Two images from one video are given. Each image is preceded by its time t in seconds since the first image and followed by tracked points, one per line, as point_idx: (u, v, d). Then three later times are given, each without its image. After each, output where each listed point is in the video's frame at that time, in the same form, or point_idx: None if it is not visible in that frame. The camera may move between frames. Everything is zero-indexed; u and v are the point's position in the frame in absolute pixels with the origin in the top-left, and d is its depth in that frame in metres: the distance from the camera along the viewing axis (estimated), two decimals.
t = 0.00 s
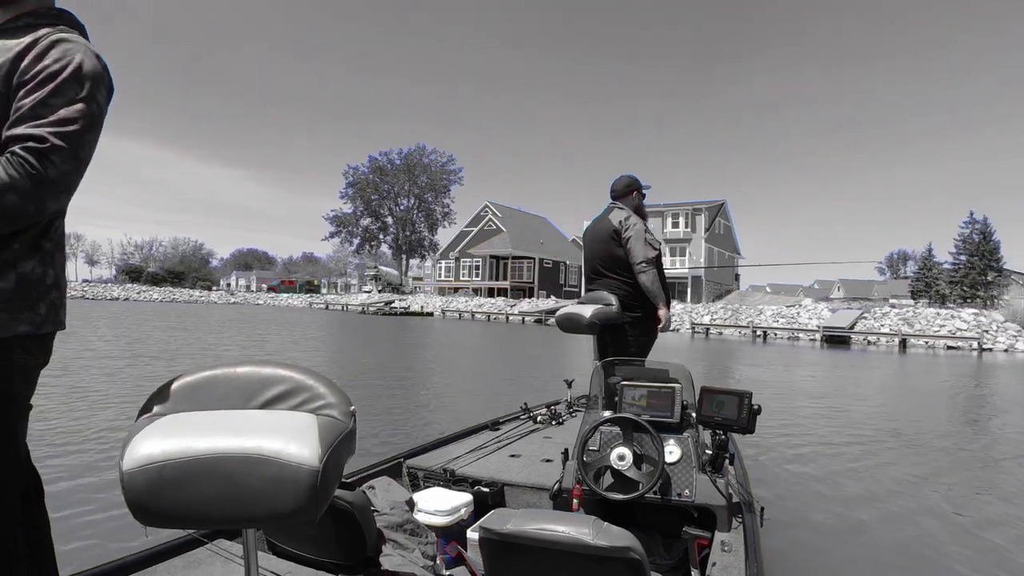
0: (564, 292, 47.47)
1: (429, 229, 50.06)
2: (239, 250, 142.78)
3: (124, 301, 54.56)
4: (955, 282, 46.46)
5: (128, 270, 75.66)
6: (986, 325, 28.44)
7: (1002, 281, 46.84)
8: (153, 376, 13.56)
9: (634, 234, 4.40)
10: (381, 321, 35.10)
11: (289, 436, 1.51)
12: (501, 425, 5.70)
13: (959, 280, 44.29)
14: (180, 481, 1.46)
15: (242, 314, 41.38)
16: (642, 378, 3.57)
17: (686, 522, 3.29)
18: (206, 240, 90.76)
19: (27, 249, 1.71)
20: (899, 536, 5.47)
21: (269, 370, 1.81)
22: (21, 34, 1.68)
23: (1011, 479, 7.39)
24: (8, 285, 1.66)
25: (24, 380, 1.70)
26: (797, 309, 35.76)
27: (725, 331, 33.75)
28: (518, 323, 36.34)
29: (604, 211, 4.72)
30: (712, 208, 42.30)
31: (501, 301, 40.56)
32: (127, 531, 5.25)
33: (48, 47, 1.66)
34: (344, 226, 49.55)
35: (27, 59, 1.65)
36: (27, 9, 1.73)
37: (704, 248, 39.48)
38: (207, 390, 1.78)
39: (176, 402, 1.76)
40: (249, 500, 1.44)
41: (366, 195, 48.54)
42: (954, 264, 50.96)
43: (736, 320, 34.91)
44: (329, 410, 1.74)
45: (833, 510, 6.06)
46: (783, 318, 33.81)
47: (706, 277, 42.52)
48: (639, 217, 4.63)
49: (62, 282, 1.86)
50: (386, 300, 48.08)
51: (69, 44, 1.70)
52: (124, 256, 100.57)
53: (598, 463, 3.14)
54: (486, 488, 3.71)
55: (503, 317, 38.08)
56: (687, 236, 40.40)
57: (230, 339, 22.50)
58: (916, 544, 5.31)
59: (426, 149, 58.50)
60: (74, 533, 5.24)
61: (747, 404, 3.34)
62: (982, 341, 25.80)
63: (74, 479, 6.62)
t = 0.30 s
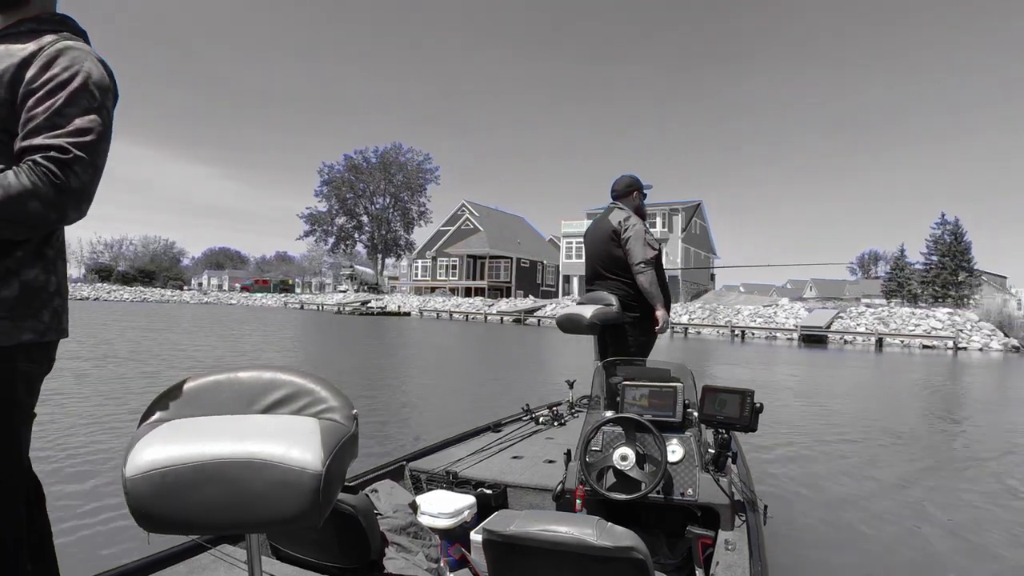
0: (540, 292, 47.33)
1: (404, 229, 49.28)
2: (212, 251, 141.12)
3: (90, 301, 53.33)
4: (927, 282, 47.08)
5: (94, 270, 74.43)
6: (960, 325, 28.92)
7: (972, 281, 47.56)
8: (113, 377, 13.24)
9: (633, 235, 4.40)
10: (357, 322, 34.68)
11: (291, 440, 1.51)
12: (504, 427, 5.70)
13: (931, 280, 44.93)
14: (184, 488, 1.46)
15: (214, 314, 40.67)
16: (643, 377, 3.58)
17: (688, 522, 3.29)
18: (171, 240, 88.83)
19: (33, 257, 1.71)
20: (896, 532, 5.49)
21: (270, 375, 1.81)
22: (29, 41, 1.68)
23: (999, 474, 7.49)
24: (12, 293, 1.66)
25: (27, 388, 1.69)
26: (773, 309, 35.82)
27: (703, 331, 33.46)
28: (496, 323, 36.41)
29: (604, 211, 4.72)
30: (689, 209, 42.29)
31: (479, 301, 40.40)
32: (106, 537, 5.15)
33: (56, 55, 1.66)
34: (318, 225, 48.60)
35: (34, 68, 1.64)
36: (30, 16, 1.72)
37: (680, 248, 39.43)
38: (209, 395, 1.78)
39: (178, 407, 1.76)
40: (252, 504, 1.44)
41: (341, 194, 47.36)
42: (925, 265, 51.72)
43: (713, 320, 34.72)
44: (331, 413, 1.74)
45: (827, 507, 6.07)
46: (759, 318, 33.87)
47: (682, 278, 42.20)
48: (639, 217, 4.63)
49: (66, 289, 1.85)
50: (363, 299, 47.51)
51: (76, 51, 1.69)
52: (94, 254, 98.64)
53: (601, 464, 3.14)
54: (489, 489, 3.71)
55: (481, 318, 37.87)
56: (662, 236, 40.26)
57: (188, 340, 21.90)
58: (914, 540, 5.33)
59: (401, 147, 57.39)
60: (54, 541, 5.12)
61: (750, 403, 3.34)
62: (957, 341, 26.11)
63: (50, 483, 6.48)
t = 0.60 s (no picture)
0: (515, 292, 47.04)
1: (377, 227, 48.72)
2: (181, 246, 139.26)
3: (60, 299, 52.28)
4: (896, 283, 47.71)
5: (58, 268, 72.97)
6: (932, 325, 29.36)
7: (940, 281, 48.19)
8: (68, 376, 12.89)
9: (632, 236, 4.40)
10: (330, 322, 34.17)
11: (291, 439, 1.51)
12: (503, 426, 5.70)
13: (901, 280, 45.64)
14: (185, 484, 1.46)
15: (184, 314, 39.84)
16: (643, 377, 3.58)
17: (687, 522, 3.29)
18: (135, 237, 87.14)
19: (30, 252, 1.70)
20: (888, 529, 5.50)
21: (270, 373, 1.81)
22: (23, 34, 1.67)
23: (983, 470, 7.58)
24: (11, 288, 1.66)
25: (26, 384, 1.69)
26: (748, 309, 35.76)
27: (678, 331, 33.37)
28: (471, 322, 36.26)
29: (602, 212, 4.72)
30: (663, 209, 42.33)
31: (454, 300, 40.16)
32: (80, 538, 5.04)
33: (51, 49, 1.66)
34: (290, 223, 47.73)
35: (28, 61, 1.64)
36: (19, 10, 1.71)
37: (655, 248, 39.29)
38: (209, 392, 1.78)
39: (178, 405, 1.76)
40: (252, 502, 1.44)
41: (312, 192, 46.60)
42: (893, 266, 52.48)
43: (689, 319, 34.62)
44: (330, 411, 1.74)
45: (816, 504, 6.09)
46: (734, 317, 33.81)
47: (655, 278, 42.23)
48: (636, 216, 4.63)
49: (60, 284, 1.86)
50: (337, 299, 46.88)
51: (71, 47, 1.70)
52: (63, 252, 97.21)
53: (600, 463, 3.14)
54: (488, 489, 3.70)
55: (456, 317, 37.64)
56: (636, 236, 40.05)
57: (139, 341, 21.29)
58: (908, 537, 5.35)
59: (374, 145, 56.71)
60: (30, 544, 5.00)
61: (749, 404, 3.35)
62: (928, 340, 26.45)
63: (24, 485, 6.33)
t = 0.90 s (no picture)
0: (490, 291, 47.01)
1: (351, 226, 48.19)
2: (156, 246, 137.66)
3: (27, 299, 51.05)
4: (868, 283, 48.08)
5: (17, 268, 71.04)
6: (906, 325, 29.62)
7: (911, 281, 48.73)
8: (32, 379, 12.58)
9: (635, 236, 4.38)
10: (302, 322, 33.61)
11: (291, 441, 1.51)
12: (503, 427, 5.70)
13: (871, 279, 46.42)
14: (186, 485, 1.45)
15: (154, 314, 38.97)
16: (643, 378, 3.58)
17: (686, 523, 3.29)
18: (101, 235, 85.38)
19: (34, 255, 1.71)
20: (882, 526, 5.52)
21: (270, 374, 1.81)
22: (27, 38, 1.67)
23: (968, 466, 7.66)
24: (17, 291, 1.66)
25: (28, 386, 1.69)
26: (724, 308, 35.82)
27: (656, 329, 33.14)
28: (448, 322, 36.35)
29: (604, 212, 4.73)
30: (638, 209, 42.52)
31: (430, 300, 39.87)
32: (59, 545, 4.91)
33: (56, 56, 1.66)
34: (261, 221, 46.89)
35: (34, 67, 1.63)
36: (20, 11, 1.70)
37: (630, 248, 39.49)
38: (209, 394, 1.78)
39: (178, 408, 1.75)
40: (250, 505, 1.44)
41: (285, 189, 45.93)
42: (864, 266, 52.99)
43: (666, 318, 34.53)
44: (331, 413, 1.74)
45: (807, 501, 6.09)
46: (711, 316, 33.90)
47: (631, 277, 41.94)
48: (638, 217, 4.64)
49: (59, 285, 1.85)
50: (310, 298, 46.16)
51: (74, 52, 1.70)
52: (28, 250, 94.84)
53: (600, 464, 3.13)
54: (488, 490, 3.70)
55: (433, 317, 37.60)
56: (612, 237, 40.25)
57: (92, 341, 20.72)
58: (902, 534, 5.36)
59: (347, 141, 56.07)
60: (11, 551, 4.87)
61: (749, 405, 3.34)
62: (902, 339, 26.70)
63: None
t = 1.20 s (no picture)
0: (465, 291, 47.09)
1: (324, 224, 47.81)
2: (130, 245, 136.20)
3: None
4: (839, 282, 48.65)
5: None
6: (879, 324, 29.91)
7: (881, 281, 49.33)
8: None
9: (637, 237, 4.39)
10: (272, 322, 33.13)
11: (291, 442, 1.51)
12: (505, 428, 5.70)
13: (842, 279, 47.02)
14: (188, 486, 1.45)
15: (121, 313, 38.15)
16: (644, 378, 3.58)
17: (688, 523, 3.29)
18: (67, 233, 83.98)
19: (36, 257, 1.70)
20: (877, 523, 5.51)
21: (270, 376, 1.81)
22: (29, 42, 1.67)
23: (954, 462, 7.71)
24: (20, 292, 1.66)
25: (29, 386, 1.69)
26: (700, 306, 35.92)
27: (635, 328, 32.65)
28: (423, 321, 36.46)
29: (605, 213, 4.73)
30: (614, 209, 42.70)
31: (404, 299, 39.64)
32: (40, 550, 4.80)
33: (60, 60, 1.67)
34: (231, 219, 46.30)
35: (38, 72, 1.64)
36: (20, 14, 1.71)
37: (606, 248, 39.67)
38: (210, 396, 1.78)
39: (179, 409, 1.75)
40: (250, 506, 1.44)
41: (256, 187, 45.45)
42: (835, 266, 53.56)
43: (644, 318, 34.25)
44: (332, 414, 1.74)
45: (798, 497, 6.08)
46: (687, 315, 34.04)
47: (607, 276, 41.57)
48: (638, 217, 4.65)
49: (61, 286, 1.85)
50: (281, 298, 45.39)
51: (76, 55, 1.71)
52: None
53: (602, 465, 3.14)
54: (490, 491, 3.70)
55: (407, 316, 37.64)
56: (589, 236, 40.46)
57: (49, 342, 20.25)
58: (897, 528, 5.38)
59: (320, 138, 55.60)
60: None
61: (750, 405, 3.33)
62: (875, 338, 26.95)
63: None
